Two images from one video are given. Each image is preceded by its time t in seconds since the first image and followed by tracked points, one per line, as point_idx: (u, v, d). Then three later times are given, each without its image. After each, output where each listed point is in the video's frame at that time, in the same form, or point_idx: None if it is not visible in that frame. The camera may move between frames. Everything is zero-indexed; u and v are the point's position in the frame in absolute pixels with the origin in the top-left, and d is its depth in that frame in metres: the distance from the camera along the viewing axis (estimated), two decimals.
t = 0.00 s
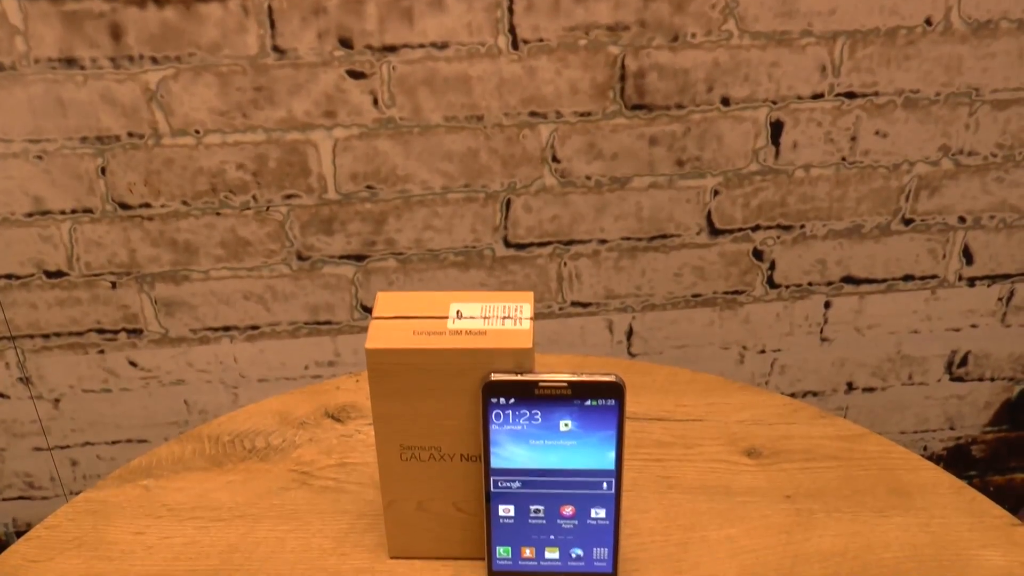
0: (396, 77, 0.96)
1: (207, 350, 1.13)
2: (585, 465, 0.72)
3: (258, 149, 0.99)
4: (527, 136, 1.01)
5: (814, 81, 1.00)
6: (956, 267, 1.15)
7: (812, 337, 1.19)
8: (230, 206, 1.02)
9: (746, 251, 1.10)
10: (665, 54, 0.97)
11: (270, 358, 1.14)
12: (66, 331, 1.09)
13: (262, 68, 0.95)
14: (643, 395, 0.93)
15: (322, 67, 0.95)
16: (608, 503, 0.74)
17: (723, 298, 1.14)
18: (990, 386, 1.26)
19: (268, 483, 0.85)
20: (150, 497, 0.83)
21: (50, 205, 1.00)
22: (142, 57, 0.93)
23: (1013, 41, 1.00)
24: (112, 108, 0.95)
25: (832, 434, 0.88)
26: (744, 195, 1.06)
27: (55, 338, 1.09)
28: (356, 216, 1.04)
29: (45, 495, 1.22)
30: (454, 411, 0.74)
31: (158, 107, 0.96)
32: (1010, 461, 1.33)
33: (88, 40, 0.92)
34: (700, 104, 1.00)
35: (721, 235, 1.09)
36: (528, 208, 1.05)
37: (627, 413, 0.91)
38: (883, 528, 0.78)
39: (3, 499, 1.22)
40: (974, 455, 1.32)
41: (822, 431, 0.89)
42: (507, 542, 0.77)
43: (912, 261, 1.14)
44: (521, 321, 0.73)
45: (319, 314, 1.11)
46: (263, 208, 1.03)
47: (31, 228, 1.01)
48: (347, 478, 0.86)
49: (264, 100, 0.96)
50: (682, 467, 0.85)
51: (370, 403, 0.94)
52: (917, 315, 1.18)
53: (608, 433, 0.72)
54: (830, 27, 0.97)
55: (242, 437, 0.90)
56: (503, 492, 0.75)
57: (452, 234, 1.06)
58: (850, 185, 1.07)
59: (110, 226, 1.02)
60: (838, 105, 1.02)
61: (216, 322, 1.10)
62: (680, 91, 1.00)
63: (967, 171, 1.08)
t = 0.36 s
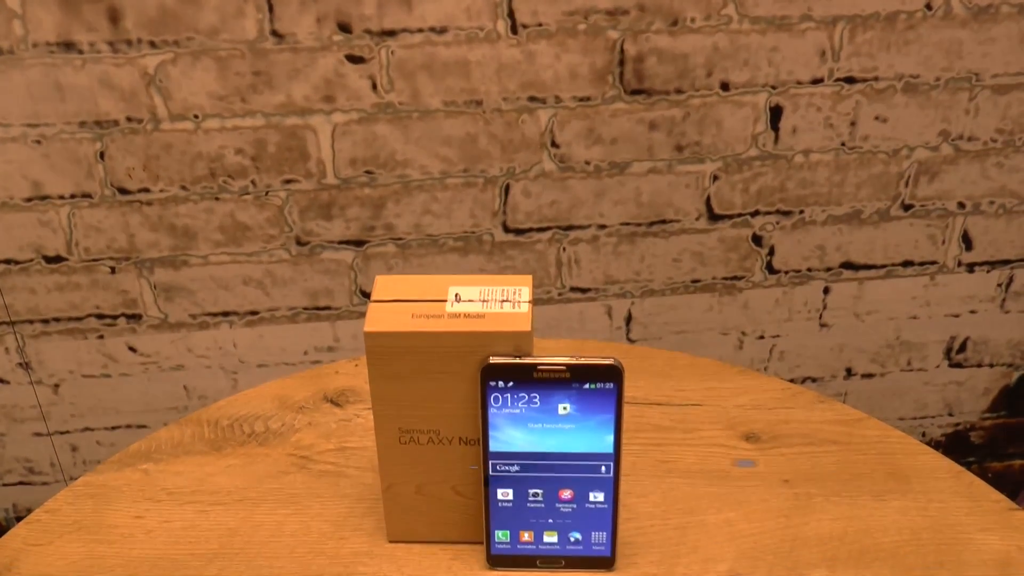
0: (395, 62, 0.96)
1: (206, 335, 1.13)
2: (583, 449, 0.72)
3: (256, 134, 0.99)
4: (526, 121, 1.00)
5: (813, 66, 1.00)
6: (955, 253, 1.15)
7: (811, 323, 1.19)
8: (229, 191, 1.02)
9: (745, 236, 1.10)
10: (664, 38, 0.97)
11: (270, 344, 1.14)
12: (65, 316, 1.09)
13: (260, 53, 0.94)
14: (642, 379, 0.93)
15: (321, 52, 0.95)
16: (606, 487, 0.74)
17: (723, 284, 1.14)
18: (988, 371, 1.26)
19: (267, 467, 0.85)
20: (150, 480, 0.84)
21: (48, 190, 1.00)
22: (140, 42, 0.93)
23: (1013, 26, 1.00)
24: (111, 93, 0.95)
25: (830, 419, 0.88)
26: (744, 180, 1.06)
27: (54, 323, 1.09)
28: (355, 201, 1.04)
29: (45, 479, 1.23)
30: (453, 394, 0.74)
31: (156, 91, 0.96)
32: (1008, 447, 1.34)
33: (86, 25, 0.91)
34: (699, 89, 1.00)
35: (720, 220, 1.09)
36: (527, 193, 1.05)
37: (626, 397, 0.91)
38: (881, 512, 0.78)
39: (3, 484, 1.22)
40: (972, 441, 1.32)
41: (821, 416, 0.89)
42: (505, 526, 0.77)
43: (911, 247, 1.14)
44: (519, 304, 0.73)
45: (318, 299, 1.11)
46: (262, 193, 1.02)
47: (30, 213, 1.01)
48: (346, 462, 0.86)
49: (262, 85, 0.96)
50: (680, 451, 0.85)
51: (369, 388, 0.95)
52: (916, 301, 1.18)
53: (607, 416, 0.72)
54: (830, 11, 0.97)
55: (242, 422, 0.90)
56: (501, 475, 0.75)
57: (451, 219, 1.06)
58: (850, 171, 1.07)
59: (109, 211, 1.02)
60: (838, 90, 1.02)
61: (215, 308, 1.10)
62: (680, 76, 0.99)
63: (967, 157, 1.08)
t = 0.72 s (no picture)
0: (394, 47, 0.96)
1: (205, 321, 1.13)
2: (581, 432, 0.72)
3: (255, 120, 0.99)
4: (525, 107, 1.00)
5: (812, 52, 1.00)
6: (954, 239, 1.15)
7: (810, 309, 1.19)
8: (228, 176, 1.02)
9: (744, 222, 1.10)
10: (663, 24, 0.97)
11: (268, 329, 1.14)
12: (64, 302, 1.09)
13: (258, 38, 0.94)
14: (640, 364, 0.93)
15: (319, 38, 0.95)
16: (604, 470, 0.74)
17: (721, 270, 1.14)
18: (987, 358, 1.26)
19: (266, 450, 0.85)
20: (148, 464, 0.84)
21: (47, 175, 1.00)
22: (138, 27, 0.93)
23: (1013, 11, 1.00)
24: (109, 78, 0.95)
25: (828, 403, 0.88)
26: (742, 166, 1.06)
27: (53, 309, 1.09)
28: (353, 187, 1.04)
29: (45, 465, 1.24)
30: (449, 378, 0.74)
31: (155, 77, 0.96)
32: (1007, 433, 1.34)
33: (84, 10, 0.91)
34: (698, 74, 1.00)
35: (719, 206, 1.09)
36: (525, 179, 1.05)
37: (625, 380, 0.91)
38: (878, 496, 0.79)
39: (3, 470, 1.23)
40: (971, 427, 1.32)
41: (819, 400, 0.89)
42: (504, 510, 0.76)
43: (910, 233, 1.14)
44: (517, 288, 0.73)
45: (317, 285, 1.11)
46: (260, 178, 1.02)
47: (28, 198, 1.02)
48: (344, 446, 0.86)
49: (261, 70, 0.96)
50: (678, 435, 0.85)
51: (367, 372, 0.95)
52: (915, 287, 1.18)
53: (605, 399, 0.72)
54: None
55: (240, 406, 0.90)
56: (499, 458, 0.75)
57: (449, 205, 1.06)
58: (849, 157, 1.07)
59: (107, 196, 1.02)
60: (836, 76, 1.02)
61: (214, 293, 1.11)
62: (678, 62, 0.99)
63: (966, 143, 1.08)
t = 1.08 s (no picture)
0: (393, 32, 0.95)
1: (204, 307, 1.13)
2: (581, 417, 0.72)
3: (254, 104, 0.99)
4: (524, 92, 1.00)
5: (813, 37, 1.00)
6: (954, 225, 1.15)
7: (810, 296, 1.19)
8: (227, 161, 1.02)
9: (744, 208, 1.10)
10: (663, 9, 0.96)
11: (268, 315, 1.14)
12: (64, 288, 1.09)
13: (257, 23, 0.94)
14: (640, 350, 0.93)
15: (318, 22, 0.94)
16: (603, 455, 0.74)
17: (721, 256, 1.14)
18: (987, 344, 1.26)
19: (266, 435, 0.85)
20: (148, 449, 0.84)
21: (46, 160, 1.00)
22: (136, 11, 0.93)
23: None
24: (108, 63, 0.95)
25: (827, 389, 0.88)
26: (742, 151, 1.06)
27: (52, 294, 1.10)
28: (353, 172, 1.04)
29: (44, 451, 1.24)
30: (449, 362, 0.74)
31: (153, 62, 0.95)
32: (1007, 419, 1.34)
33: None
34: (698, 59, 1.00)
35: (719, 191, 1.09)
36: (525, 164, 1.05)
37: (625, 366, 0.91)
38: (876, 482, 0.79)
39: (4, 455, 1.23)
40: (970, 413, 1.33)
41: (818, 385, 0.89)
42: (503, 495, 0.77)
43: (910, 219, 1.14)
44: (516, 272, 0.73)
45: (317, 271, 1.11)
46: (259, 164, 1.02)
47: (27, 183, 1.01)
48: (343, 431, 0.86)
49: (259, 55, 0.96)
50: (678, 421, 0.85)
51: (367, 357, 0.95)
52: (915, 273, 1.18)
53: (604, 383, 0.72)
54: None
55: (240, 391, 0.90)
56: (498, 443, 0.75)
57: (449, 190, 1.06)
58: (849, 142, 1.07)
59: (106, 181, 1.02)
60: (837, 61, 1.01)
61: (213, 279, 1.11)
62: (678, 47, 0.99)
63: (967, 129, 1.07)
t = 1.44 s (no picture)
0: (393, 11, 0.95)
1: (204, 287, 1.13)
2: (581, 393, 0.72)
3: (254, 84, 0.98)
4: (524, 72, 1.00)
5: (814, 17, 0.99)
6: (955, 206, 1.14)
7: (810, 276, 1.19)
8: (227, 141, 1.02)
9: (745, 189, 1.10)
10: None
11: (268, 296, 1.14)
12: (64, 268, 1.10)
13: (256, 2, 0.94)
14: (640, 328, 0.94)
15: (318, 2, 0.94)
16: (602, 432, 0.75)
17: (722, 237, 1.14)
18: (987, 325, 1.26)
19: (265, 413, 0.85)
20: (148, 426, 0.84)
21: (45, 140, 1.00)
22: None
23: None
24: (107, 43, 0.95)
25: (827, 367, 0.88)
26: (743, 132, 1.06)
27: (53, 274, 1.10)
28: (353, 152, 1.04)
29: (45, 430, 1.25)
30: (448, 340, 0.74)
31: (152, 41, 0.95)
32: (1007, 400, 1.34)
33: None
34: (699, 39, 0.99)
35: (720, 172, 1.08)
36: (525, 144, 1.05)
37: (626, 344, 0.92)
38: (876, 459, 0.79)
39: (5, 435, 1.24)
40: (970, 394, 1.33)
41: (818, 365, 0.89)
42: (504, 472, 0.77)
43: (911, 200, 1.13)
44: (516, 249, 0.73)
45: (317, 251, 1.11)
46: (259, 143, 1.02)
47: (27, 163, 1.01)
48: (343, 408, 0.86)
49: (259, 34, 0.95)
50: (678, 398, 0.85)
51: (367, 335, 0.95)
52: (916, 254, 1.18)
53: (603, 360, 0.72)
54: None
55: (240, 369, 0.91)
56: (498, 419, 0.75)
57: (449, 170, 1.06)
58: (851, 123, 1.07)
59: (106, 161, 1.02)
60: (839, 41, 1.01)
61: (213, 260, 1.11)
62: (679, 26, 0.99)
63: (968, 109, 1.07)
